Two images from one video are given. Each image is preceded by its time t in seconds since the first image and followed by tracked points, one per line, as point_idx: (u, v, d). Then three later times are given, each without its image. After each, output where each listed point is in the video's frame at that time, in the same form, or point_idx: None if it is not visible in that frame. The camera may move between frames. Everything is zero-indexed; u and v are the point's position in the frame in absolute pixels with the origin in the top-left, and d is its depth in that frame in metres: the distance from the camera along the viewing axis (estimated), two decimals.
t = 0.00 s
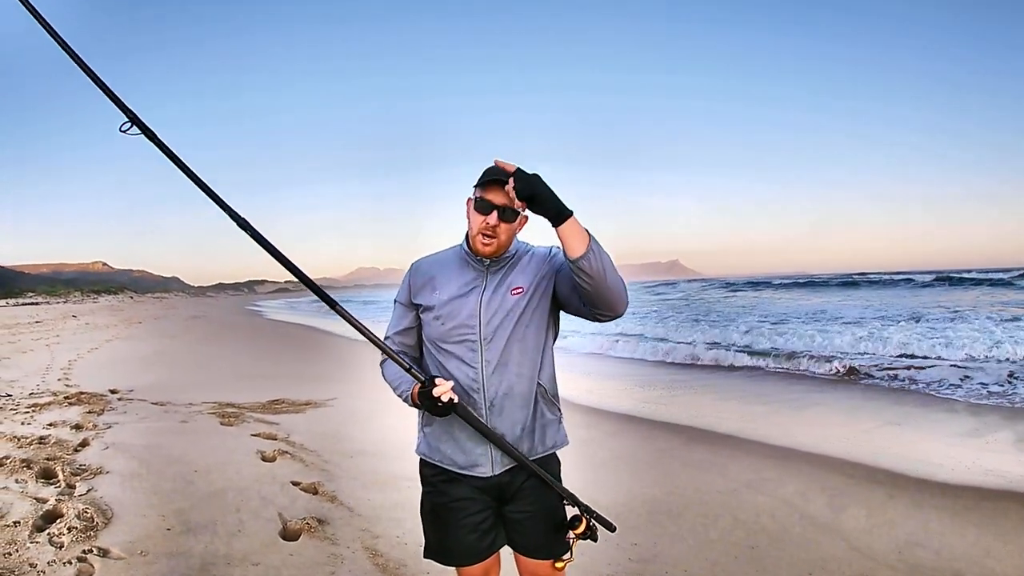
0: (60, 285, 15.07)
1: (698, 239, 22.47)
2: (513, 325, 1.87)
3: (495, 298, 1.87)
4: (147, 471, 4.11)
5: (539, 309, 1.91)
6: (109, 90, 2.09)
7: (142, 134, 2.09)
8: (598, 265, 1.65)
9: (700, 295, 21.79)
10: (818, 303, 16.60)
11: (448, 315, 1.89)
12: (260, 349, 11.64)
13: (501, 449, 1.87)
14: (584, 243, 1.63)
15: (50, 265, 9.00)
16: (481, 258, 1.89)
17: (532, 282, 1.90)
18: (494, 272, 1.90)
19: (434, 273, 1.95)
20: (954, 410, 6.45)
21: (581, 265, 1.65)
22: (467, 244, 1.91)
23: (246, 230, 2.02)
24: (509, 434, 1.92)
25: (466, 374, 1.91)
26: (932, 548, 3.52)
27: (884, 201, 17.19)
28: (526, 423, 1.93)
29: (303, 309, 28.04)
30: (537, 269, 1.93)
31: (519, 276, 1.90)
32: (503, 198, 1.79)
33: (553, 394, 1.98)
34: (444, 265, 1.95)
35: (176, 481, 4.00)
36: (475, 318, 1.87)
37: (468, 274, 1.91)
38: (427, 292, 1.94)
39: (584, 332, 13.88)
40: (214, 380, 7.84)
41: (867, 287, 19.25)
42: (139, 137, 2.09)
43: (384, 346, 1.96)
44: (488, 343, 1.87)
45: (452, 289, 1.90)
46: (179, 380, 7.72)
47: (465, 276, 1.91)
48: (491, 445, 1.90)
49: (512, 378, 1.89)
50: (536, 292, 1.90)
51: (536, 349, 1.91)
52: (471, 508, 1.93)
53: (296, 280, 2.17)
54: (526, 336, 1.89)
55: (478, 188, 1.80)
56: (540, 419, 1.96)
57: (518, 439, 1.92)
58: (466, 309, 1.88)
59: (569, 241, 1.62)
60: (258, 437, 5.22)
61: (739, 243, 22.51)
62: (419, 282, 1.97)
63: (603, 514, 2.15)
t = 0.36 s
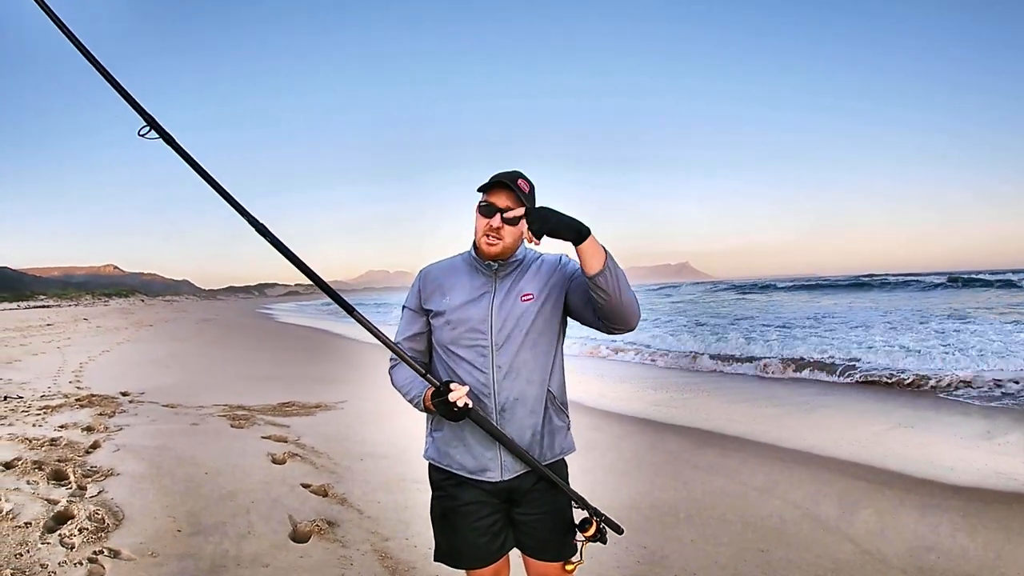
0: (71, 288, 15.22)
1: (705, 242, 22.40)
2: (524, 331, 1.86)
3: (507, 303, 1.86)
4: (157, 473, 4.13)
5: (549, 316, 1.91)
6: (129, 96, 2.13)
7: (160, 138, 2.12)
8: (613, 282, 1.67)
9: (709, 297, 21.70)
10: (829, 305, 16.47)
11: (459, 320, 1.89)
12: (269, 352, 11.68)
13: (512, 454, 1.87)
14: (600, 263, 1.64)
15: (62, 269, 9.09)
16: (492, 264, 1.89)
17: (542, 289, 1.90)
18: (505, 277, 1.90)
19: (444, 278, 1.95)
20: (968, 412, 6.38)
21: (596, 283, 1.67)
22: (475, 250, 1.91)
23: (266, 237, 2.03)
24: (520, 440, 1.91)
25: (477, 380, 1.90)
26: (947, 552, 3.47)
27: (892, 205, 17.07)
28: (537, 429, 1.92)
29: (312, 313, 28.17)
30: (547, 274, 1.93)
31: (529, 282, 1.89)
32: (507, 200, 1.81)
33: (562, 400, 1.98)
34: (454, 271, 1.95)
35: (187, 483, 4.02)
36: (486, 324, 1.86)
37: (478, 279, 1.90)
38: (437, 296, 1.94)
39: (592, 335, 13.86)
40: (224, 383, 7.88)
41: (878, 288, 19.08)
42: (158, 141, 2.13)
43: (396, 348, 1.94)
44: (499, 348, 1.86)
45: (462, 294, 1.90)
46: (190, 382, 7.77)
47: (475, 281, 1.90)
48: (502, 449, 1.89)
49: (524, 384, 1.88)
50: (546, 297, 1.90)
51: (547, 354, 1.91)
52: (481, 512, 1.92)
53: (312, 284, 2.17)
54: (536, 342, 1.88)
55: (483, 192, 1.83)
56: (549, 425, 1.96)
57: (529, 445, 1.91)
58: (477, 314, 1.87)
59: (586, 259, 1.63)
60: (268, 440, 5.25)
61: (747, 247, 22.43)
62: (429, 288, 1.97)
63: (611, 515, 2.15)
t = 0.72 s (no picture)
0: (79, 290, 15.32)
1: (711, 245, 22.37)
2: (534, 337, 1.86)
3: (520, 309, 1.86)
4: (165, 475, 4.14)
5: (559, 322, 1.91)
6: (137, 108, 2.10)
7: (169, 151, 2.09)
8: (577, 290, 1.61)
9: (716, 302, 21.64)
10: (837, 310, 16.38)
11: (471, 322, 1.88)
12: (276, 355, 11.72)
13: (519, 459, 1.85)
14: (564, 270, 1.58)
15: (70, 271, 9.17)
16: (506, 268, 1.90)
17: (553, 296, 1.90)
18: (518, 282, 1.90)
19: (458, 279, 1.95)
20: (978, 418, 6.31)
21: (559, 291, 1.61)
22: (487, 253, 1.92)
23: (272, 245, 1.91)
24: (528, 445, 1.89)
25: (486, 384, 1.89)
26: (960, 557, 3.43)
27: (896, 210, 17.03)
28: (544, 436, 1.91)
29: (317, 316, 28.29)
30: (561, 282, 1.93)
31: (540, 289, 1.90)
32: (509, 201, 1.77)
33: (569, 408, 1.97)
34: (467, 273, 1.95)
35: (194, 485, 4.03)
36: (498, 328, 1.85)
37: (492, 283, 1.90)
38: (450, 298, 1.93)
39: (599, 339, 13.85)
40: (231, 386, 7.91)
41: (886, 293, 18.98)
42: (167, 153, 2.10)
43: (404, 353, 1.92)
44: (509, 353, 1.86)
45: (475, 296, 1.89)
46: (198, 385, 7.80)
47: (488, 285, 1.91)
48: (507, 454, 1.88)
49: (533, 390, 1.87)
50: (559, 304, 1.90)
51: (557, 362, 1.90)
52: (488, 515, 1.91)
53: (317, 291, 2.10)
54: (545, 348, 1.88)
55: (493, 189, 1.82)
56: (556, 432, 1.94)
57: (534, 450, 1.90)
58: (489, 318, 1.86)
59: (547, 268, 1.58)
60: (275, 443, 5.26)
61: (752, 252, 22.36)
62: (442, 289, 1.97)
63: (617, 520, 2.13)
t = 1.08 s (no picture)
0: (86, 291, 15.41)
1: (717, 247, 22.28)
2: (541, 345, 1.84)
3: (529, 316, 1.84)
4: (172, 476, 4.16)
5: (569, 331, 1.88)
6: (142, 113, 2.09)
7: (173, 156, 2.09)
8: (565, 335, 1.53)
9: (722, 305, 21.57)
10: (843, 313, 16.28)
11: (480, 328, 1.86)
12: (282, 356, 11.76)
13: (523, 464, 1.85)
14: (551, 313, 1.50)
15: (78, 272, 9.23)
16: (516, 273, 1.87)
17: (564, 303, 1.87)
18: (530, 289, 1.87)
19: (467, 284, 1.92)
20: (988, 422, 6.24)
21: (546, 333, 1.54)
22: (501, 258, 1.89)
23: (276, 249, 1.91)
24: (533, 451, 1.89)
25: (492, 390, 1.87)
26: (971, 562, 3.40)
27: (903, 211, 16.90)
28: (550, 443, 1.90)
29: (323, 318, 28.37)
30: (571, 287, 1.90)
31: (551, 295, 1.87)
32: (538, 212, 1.77)
33: (574, 417, 1.96)
34: (476, 277, 1.93)
35: (200, 486, 4.04)
36: (506, 335, 1.84)
37: (501, 289, 1.88)
38: (459, 303, 1.91)
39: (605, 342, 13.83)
40: (238, 387, 7.92)
41: (892, 297, 18.90)
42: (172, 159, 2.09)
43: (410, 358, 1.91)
44: (515, 360, 1.84)
45: (484, 302, 1.87)
46: (204, 386, 7.83)
47: (498, 290, 1.88)
48: (511, 459, 1.87)
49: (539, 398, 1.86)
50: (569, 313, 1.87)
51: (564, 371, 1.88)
52: (494, 519, 1.89)
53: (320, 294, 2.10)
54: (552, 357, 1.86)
55: (518, 200, 1.80)
56: (560, 440, 1.94)
57: (539, 457, 1.89)
58: (497, 324, 1.85)
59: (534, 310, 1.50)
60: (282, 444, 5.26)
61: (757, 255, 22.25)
62: (450, 292, 1.95)
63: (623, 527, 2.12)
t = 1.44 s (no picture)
0: (88, 289, 15.43)
1: (719, 247, 22.24)
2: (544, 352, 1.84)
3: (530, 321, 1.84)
4: (173, 474, 4.16)
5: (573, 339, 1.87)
6: (135, 117, 2.12)
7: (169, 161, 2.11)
8: (590, 387, 1.71)
9: (724, 305, 21.54)
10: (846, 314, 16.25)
11: (481, 332, 1.85)
12: (284, 355, 11.77)
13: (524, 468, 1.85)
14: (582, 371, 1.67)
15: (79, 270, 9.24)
16: (518, 275, 1.87)
17: (567, 309, 1.87)
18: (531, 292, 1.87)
19: (467, 287, 1.91)
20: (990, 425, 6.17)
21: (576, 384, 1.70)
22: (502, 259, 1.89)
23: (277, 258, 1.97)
24: (534, 455, 1.89)
25: (493, 394, 1.87)
26: (972, 563, 3.39)
27: (905, 214, 16.81)
28: (550, 446, 1.91)
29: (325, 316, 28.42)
30: (573, 289, 1.89)
31: (554, 301, 1.86)
32: (539, 208, 1.77)
33: (574, 422, 1.96)
34: (476, 280, 1.91)
35: (202, 484, 4.04)
36: (508, 340, 1.84)
37: (502, 292, 1.88)
38: (459, 305, 1.90)
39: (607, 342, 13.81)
40: (240, 386, 7.92)
41: (895, 298, 18.84)
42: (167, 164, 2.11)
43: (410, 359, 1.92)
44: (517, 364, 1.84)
45: (485, 306, 1.87)
46: (206, 384, 7.84)
47: (498, 293, 1.88)
48: (512, 462, 1.87)
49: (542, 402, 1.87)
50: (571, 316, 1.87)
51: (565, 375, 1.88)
52: (495, 519, 1.89)
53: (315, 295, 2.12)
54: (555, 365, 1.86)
55: (516, 197, 1.79)
56: (559, 445, 1.94)
57: (538, 461, 1.90)
58: (498, 328, 1.84)
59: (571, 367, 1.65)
60: (283, 442, 5.26)
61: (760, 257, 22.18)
62: (450, 295, 1.93)
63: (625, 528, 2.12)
